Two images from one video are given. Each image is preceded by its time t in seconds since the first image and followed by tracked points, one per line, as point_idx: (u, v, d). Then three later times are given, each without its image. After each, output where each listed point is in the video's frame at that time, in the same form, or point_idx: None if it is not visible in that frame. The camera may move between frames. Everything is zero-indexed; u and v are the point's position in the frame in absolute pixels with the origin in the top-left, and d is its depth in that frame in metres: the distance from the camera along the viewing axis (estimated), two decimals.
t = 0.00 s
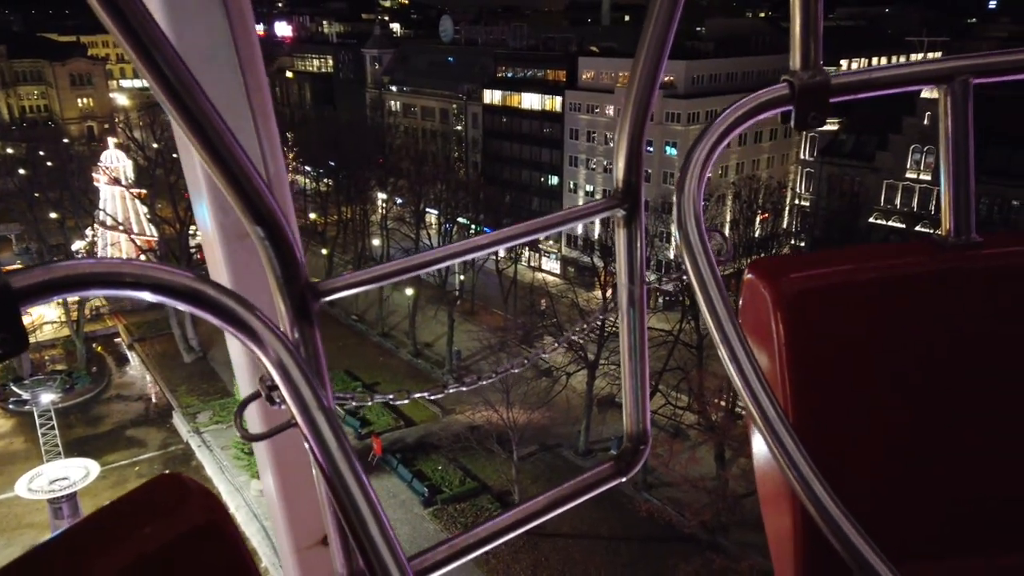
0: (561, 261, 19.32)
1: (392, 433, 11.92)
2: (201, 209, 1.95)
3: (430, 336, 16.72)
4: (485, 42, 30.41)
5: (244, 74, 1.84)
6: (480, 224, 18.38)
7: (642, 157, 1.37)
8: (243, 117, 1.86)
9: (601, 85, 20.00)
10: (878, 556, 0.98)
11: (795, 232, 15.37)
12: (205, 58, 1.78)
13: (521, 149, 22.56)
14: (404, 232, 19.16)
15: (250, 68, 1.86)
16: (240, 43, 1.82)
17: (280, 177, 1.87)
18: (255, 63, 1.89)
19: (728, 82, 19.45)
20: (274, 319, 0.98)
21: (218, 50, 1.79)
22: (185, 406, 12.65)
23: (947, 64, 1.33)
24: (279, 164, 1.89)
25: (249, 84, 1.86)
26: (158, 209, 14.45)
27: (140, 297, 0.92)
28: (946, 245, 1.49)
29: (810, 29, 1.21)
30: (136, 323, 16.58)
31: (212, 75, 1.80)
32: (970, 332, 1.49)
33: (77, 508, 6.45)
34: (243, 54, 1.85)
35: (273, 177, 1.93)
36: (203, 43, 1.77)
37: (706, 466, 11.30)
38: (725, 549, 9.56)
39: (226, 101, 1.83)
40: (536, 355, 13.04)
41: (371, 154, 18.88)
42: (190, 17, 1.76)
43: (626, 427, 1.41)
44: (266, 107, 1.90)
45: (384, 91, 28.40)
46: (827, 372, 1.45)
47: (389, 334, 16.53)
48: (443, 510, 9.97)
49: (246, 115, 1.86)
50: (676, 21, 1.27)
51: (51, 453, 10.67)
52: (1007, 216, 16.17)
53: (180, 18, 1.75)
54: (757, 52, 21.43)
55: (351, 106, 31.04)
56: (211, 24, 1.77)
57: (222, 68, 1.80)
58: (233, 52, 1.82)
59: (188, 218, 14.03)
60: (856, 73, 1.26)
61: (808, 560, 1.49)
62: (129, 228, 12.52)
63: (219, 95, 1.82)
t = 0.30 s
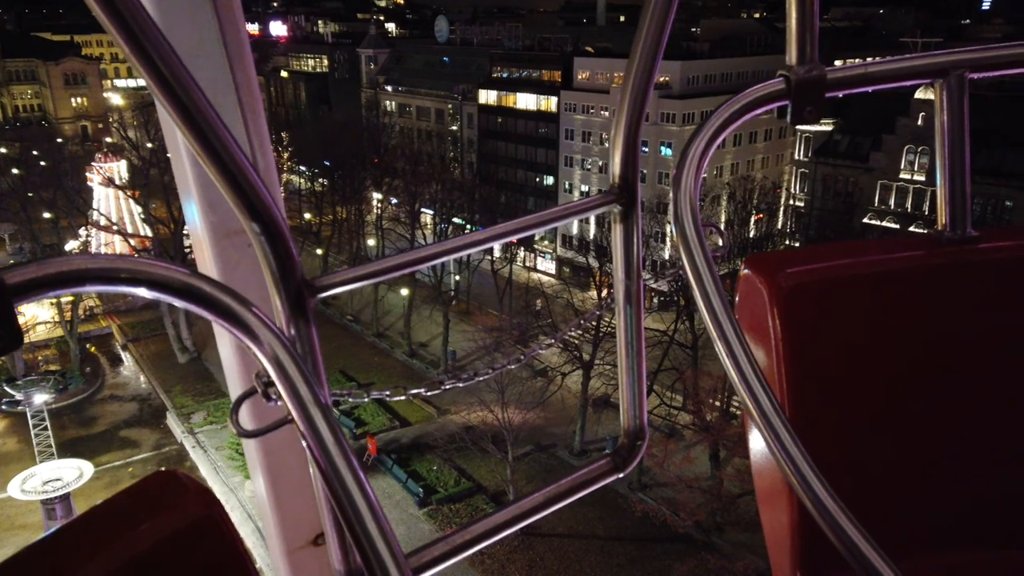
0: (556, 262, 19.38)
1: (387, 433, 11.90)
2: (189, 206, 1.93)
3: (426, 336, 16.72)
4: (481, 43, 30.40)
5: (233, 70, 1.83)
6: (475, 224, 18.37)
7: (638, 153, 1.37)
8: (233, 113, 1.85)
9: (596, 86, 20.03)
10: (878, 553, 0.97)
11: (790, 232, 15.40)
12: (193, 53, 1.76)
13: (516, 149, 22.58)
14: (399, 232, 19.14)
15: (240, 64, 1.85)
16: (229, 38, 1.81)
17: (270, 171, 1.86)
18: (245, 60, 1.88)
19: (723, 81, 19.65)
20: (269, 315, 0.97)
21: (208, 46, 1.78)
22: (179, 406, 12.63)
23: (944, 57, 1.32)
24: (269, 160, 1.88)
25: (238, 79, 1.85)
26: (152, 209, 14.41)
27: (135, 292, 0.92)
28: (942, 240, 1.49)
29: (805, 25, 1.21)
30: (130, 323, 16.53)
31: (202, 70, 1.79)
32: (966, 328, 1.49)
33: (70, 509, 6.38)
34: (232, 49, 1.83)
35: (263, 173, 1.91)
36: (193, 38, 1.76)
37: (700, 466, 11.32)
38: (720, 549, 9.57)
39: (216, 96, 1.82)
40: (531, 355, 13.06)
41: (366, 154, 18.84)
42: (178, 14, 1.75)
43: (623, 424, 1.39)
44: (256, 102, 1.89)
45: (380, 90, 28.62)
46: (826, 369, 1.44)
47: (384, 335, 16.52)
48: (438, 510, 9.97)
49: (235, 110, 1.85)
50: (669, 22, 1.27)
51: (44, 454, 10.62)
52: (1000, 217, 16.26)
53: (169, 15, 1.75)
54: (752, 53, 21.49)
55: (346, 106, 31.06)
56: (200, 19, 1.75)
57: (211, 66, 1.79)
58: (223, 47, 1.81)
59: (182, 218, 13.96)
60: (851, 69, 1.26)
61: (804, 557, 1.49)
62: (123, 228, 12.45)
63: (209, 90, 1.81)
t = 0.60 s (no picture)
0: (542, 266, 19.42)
1: (371, 437, 11.85)
2: (177, 208, 1.93)
3: (411, 340, 16.68)
4: (468, 46, 30.41)
5: (222, 71, 1.83)
6: (461, 228, 18.35)
7: (627, 158, 1.38)
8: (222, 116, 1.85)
9: (583, 90, 20.09)
10: (863, 554, 0.98)
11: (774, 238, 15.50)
12: (182, 54, 1.76)
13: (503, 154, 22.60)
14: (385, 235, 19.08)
15: (229, 66, 1.85)
16: (218, 39, 1.81)
17: (258, 175, 1.85)
18: (233, 60, 1.88)
19: (708, 86, 19.80)
20: (261, 318, 0.96)
21: (197, 47, 1.78)
22: (161, 410, 12.52)
23: (931, 65, 1.33)
24: (257, 163, 1.88)
25: (227, 80, 1.85)
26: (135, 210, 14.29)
27: (125, 293, 0.91)
28: (926, 246, 1.51)
29: (795, 30, 1.22)
30: (111, 325, 16.38)
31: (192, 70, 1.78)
32: (950, 334, 1.51)
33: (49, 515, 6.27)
34: (222, 49, 1.83)
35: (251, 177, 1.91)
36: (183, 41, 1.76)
37: (685, 470, 11.35)
38: (703, 553, 9.58)
39: (207, 97, 1.81)
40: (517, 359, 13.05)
41: (352, 157, 18.77)
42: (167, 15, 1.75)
43: (611, 428, 1.40)
44: (244, 104, 1.89)
45: (366, 93, 28.61)
46: (816, 374, 1.45)
47: (370, 338, 16.46)
48: (422, 515, 9.93)
49: (224, 112, 1.85)
50: (659, 28, 1.28)
51: (23, 459, 10.48)
52: (980, 224, 16.46)
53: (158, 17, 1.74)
54: (737, 60, 21.65)
55: (332, 109, 30.99)
56: (188, 19, 1.75)
57: (199, 67, 1.79)
58: (212, 49, 1.81)
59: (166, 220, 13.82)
60: (837, 76, 1.27)
61: (790, 560, 1.50)
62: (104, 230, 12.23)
63: (198, 91, 1.81)
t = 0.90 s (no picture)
0: (530, 271, 19.47)
1: (358, 442, 11.80)
2: (166, 211, 1.93)
3: (398, 344, 16.65)
4: (456, 51, 30.43)
5: (212, 74, 1.83)
6: (449, 232, 18.33)
7: (613, 167, 1.39)
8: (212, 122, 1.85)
9: (570, 96, 20.18)
10: (842, 562, 0.99)
11: (760, 244, 15.60)
12: (174, 57, 1.75)
13: (491, 158, 22.63)
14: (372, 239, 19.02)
15: (220, 70, 1.85)
16: (209, 40, 1.81)
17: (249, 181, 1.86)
18: (223, 64, 1.88)
19: (695, 93, 19.94)
20: (245, 322, 0.96)
21: (189, 49, 1.78)
22: (144, 414, 12.44)
23: (913, 78, 1.34)
24: (249, 168, 1.89)
25: (217, 83, 1.85)
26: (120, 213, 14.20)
27: (106, 298, 0.90)
28: (907, 256, 1.50)
29: (778, 41, 1.23)
30: (95, 328, 16.23)
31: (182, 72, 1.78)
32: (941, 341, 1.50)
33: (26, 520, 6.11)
34: (211, 50, 1.82)
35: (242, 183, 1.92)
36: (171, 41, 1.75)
37: (671, 475, 11.38)
38: (689, 557, 9.62)
39: (197, 101, 1.81)
40: (503, 363, 13.06)
41: (340, 160, 18.73)
42: (160, 18, 1.74)
43: (595, 434, 1.40)
44: (235, 106, 1.89)
45: (354, 97, 28.62)
46: (801, 383, 1.45)
47: (356, 342, 16.42)
48: (408, 520, 9.90)
49: (213, 117, 1.85)
50: (647, 31, 1.28)
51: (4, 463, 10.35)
52: (963, 232, 16.64)
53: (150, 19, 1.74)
54: (724, 68, 21.80)
55: (320, 113, 30.96)
56: (179, 21, 1.76)
57: (191, 70, 1.79)
58: (202, 52, 1.80)
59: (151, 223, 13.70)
60: (820, 87, 1.28)
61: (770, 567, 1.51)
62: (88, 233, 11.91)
63: (190, 94, 1.81)
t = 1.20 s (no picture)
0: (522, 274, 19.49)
1: (349, 445, 11.77)
2: (163, 212, 1.99)
3: (390, 347, 16.62)
4: (449, 53, 30.44)
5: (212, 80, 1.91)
6: (441, 235, 18.31)
7: (604, 174, 1.39)
8: (208, 126, 1.96)
9: (562, 99, 20.22)
10: (831, 567, 0.99)
11: (751, 248, 15.66)
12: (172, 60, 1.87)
13: (483, 161, 22.64)
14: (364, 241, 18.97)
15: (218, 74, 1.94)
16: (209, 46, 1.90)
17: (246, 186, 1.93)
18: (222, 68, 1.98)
19: (687, 97, 20.01)
20: (235, 329, 0.95)
21: (188, 49, 1.88)
22: (135, 417, 12.37)
23: (902, 88, 1.35)
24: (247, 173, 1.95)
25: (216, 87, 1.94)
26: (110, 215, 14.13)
27: (95, 303, 0.90)
28: (896, 265, 1.51)
29: (768, 49, 1.24)
30: (84, 331, 16.14)
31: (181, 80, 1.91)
32: (936, 345, 1.50)
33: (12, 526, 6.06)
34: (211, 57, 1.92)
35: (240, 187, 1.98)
36: (170, 49, 1.87)
37: (662, 478, 11.40)
38: (681, 560, 9.63)
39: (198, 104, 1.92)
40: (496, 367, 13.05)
41: (332, 163, 18.70)
42: (161, 24, 1.85)
43: (586, 439, 1.40)
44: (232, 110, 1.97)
45: (346, 99, 28.62)
46: (791, 389, 1.46)
47: (348, 345, 16.38)
48: (400, 523, 9.88)
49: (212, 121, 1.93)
50: (641, 35, 1.28)
51: None
52: (952, 236, 16.75)
53: (151, 26, 1.85)
54: (715, 72, 21.91)
55: (312, 115, 30.91)
56: (179, 28, 1.85)
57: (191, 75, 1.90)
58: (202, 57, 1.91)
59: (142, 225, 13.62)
60: (809, 97, 1.29)
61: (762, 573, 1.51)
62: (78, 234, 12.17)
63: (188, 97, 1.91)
